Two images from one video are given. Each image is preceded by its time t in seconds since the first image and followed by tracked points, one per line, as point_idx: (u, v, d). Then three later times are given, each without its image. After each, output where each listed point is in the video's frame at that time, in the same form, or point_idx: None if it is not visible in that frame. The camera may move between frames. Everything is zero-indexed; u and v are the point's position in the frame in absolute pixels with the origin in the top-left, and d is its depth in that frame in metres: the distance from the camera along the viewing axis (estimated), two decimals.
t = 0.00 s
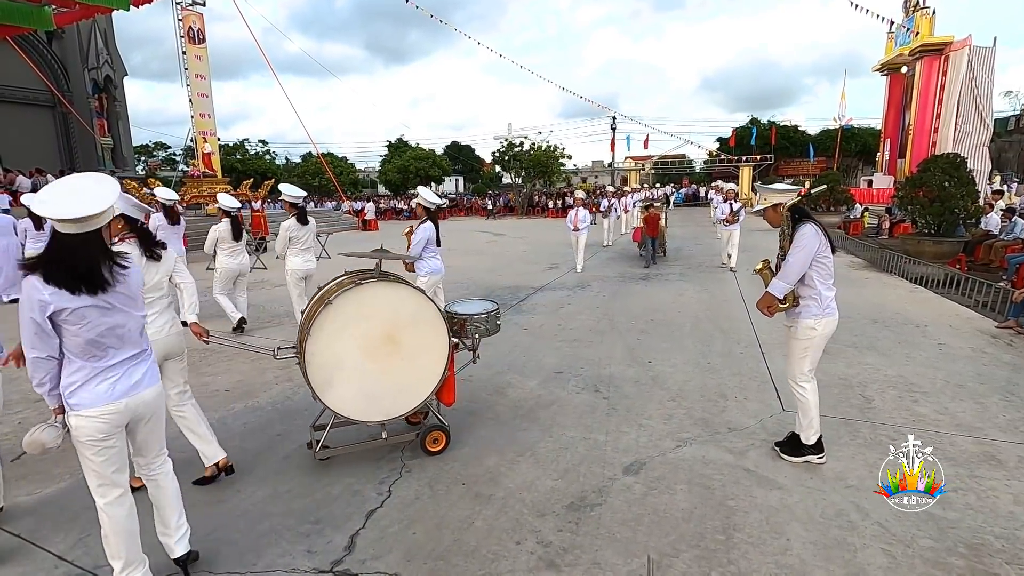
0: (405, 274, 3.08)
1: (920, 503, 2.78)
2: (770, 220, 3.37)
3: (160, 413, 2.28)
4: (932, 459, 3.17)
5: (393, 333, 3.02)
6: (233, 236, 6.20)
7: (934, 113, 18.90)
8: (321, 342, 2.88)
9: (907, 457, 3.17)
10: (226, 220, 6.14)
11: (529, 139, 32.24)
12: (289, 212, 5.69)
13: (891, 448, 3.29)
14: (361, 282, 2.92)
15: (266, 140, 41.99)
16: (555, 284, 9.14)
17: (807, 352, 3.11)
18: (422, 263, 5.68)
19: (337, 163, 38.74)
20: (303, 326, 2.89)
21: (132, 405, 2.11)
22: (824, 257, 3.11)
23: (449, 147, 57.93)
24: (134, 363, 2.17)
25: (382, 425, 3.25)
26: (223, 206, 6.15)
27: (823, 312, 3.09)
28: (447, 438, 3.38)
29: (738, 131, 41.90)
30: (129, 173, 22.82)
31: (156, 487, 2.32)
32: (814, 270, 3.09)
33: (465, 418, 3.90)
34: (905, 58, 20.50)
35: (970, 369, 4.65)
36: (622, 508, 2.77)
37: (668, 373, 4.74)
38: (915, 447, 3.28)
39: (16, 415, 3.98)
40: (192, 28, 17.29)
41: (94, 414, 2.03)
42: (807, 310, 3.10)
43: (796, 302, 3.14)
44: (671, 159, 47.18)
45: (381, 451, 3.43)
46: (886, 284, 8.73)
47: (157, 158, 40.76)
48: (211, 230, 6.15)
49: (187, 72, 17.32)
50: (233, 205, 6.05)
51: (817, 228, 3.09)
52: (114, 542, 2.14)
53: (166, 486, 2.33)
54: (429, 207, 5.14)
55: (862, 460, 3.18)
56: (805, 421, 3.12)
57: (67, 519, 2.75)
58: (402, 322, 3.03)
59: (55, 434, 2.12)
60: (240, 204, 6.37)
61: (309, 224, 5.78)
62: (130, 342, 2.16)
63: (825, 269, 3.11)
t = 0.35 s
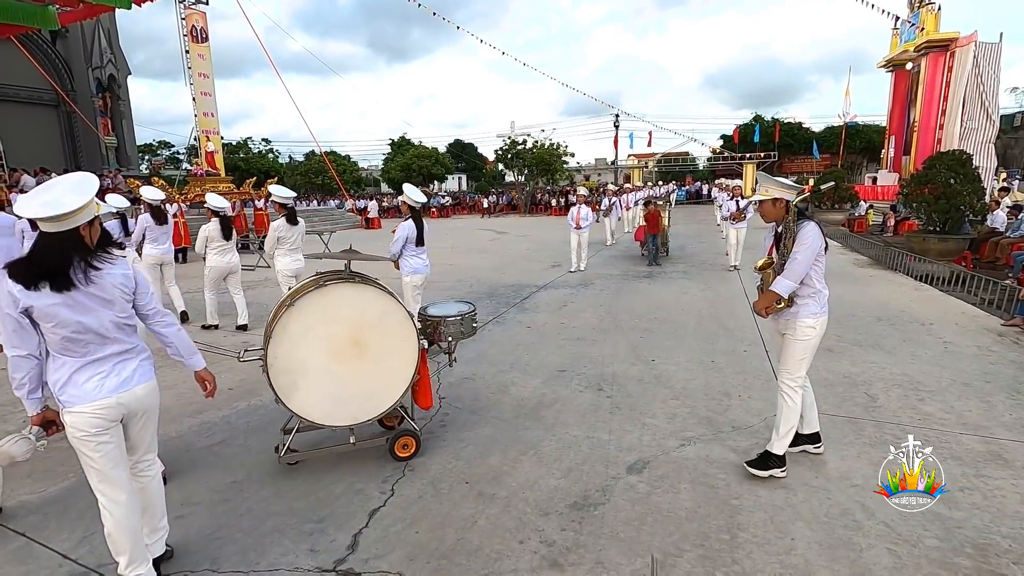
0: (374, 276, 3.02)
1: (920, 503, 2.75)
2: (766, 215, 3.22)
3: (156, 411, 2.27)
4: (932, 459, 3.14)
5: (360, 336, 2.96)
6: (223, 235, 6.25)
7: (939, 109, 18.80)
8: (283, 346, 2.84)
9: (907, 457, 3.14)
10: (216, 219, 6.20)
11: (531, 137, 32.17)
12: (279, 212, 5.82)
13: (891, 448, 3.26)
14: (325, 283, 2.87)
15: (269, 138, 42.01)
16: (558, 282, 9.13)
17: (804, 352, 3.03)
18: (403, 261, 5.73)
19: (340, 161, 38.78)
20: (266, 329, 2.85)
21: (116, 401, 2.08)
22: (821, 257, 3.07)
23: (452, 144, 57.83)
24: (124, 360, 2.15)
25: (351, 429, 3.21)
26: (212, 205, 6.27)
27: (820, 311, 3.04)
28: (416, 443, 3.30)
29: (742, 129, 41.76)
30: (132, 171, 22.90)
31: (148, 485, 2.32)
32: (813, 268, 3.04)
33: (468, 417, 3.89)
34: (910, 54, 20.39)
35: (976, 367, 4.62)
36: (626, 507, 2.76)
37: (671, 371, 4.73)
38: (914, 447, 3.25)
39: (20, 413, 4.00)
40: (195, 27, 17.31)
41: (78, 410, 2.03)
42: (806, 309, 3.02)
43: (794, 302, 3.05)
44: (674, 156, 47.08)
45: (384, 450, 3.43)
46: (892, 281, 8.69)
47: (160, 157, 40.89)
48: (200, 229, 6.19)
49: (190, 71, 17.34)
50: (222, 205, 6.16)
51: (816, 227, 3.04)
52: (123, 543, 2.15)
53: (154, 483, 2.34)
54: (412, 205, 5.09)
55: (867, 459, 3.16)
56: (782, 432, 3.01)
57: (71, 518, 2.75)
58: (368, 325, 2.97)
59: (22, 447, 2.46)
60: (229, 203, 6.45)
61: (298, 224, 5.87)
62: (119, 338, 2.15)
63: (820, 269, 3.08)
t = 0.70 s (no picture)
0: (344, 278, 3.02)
1: (921, 503, 2.73)
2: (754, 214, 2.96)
3: (182, 409, 2.26)
4: (931, 459, 3.12)
5: (327, 338, 2.94)
6: (211, 233, 6.29)
7: (944, 106, 18.70)
8: (248, 350, 2.77)
9: (907, 457, 3.12)
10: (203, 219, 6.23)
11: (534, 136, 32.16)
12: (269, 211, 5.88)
13: (890, 447, 3.24)
14: (292, 285, 2.84)
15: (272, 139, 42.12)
16: (560, 281, 9.13)
17: (787, 362, 2.85)
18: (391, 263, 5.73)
19: (343, 160, 38.85)
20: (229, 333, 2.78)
21: (128, 398, 2.11)
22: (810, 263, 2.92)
23: (456, 143, 57.87)
24: (140, 359, 2.16)
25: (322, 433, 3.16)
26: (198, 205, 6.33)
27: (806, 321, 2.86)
28: (389, 448, 3.25)
29: (745, 126, 41.64)
30: (136, 171, 22.99)
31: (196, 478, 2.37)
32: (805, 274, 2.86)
33: (470, 415, 3.90)
34: (915, 51, 20.28)
35: (981, 365, 4.60)
36: (629, 506, 2.76)
37: (675, 369, 4.73)
38: (914, 447, 3.23)
39: (25, 412, 4.02)
40: (198, 26, 17.31)
41: (94, 402, 2.10)
42: (793, 317, 2.81)
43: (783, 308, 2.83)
44: (677, 155, 46.99)
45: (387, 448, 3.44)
46: (896, 279, 8.66)
47: (164, 157, 41.05)
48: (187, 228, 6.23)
49: (193, 70, 17.35)
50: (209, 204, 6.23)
51: (812, 231, 2.82)
52: (129, 542, 2.16)
53: (205, 474, 2.38)
54: (401, 208, 5.43)
55: (871, 458, 3.14)
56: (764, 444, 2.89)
57: (77, 517, 2.77)
58: (337, 328, 2.96)
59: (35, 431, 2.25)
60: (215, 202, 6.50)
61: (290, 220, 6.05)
62: (137, 337, 2.15)
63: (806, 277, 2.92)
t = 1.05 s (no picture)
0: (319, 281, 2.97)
1: (921, 503, 2.72)
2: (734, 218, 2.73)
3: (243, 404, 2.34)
4: (932, 459, 3.11)
5: (299, 342, 2.93)
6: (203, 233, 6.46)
7: (948, 104, 18.62)
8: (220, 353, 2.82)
9: (907, 457, 3.11)
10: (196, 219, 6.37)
11: (536, 135, 32.13)
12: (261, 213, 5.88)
13: (890, 448, 3.23)
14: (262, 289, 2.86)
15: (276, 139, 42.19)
16: (563, 280, 9.14)
17: (767, 375, 2.68)
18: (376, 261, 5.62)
19: (345, 160, 38.91)
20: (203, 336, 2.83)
21: (194, 391, 2.20)
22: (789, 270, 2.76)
23: (458, 142, 57.83)
24: (211, 355, 2.26)
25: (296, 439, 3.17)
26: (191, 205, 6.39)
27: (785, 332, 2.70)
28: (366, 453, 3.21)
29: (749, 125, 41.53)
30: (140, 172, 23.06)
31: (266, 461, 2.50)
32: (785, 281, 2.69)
33: (473, 415, 3.91)
34: (919, 48, 20.19)
35: (985, 364, 4.59)
36: (631, 505, 2.76)
37: (677, 369, 4.73)
38: (914, 447, 3.21)
39: (31, 412, 4.05)
40: (201, 28, 17.37)
41: (163, 392, 2.21)
42: (773, 328, 2.63)
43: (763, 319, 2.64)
44: (680, 153, 46.90)
45: (390, 448, 3.45)
46: (900, 278, 8.63)
47: (168, 158, 41.19)
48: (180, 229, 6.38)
49: (197, 71, 17.41)
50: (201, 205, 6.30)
51: (792, 235, 2.64)
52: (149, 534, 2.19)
53: (278, 459, 2.51)
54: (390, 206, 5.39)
55: (873, 457, 3.14)
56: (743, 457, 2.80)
57: (83, 515, 2.78)
58: (309, 332, 2.94)
59: (115, 414, 2.54)
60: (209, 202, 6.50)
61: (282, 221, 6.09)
62: (214, 335, 2.26)
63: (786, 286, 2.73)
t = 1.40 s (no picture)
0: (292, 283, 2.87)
1: (921, 503, 2.72)
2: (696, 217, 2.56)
3: (275, 395, 2.43)
4: (932, 459, 3.10)
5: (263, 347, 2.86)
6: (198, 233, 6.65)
7: (951, 103, 18.57)
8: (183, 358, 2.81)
9: (907, 457, 3.10)
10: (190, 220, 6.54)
11: (538, 135, 32.13)
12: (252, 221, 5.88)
13: (891, 447, 3.22)
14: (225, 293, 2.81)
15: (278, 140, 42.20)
16: (564, 280, 9.14)
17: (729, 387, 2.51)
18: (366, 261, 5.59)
19: (347, 161, 38.94)
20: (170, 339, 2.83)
21: (231, 370, 2.33)
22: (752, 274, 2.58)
23: (459, 142, 57.82)
24: (257, 339, 2.40)
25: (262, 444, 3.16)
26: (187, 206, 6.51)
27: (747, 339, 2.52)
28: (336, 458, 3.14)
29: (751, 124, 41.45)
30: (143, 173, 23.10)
31: (284, 455, 2.56)
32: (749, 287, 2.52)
33: (475, 414, 3.92)
34: (922, 47, 20.15)
35: (988, 363, 4.58)
36: (631, 504, 2.77)
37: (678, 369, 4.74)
38: (914, 447, 3.21)
39: (35, 412, 4.07)
40: (203, 29, 17.40)
41: (208, 363, 2.37)
42: (734, 335, 2.46)
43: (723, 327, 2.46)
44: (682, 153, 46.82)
45: (392, 447, 3.47)
46: (902, 277, 8.62)
47: (171, 159, 41.25)
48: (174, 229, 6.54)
49: (199, 73, 17.44)
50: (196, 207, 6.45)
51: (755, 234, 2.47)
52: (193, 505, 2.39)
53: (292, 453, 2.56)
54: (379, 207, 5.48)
55: (874, 456, 3.15)
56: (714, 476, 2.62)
57: (87, 515, 2.80)
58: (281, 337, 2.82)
59: (189, 387, 2.54)
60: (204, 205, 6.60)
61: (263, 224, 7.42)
62: (271, 322, 2.44)
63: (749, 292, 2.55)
